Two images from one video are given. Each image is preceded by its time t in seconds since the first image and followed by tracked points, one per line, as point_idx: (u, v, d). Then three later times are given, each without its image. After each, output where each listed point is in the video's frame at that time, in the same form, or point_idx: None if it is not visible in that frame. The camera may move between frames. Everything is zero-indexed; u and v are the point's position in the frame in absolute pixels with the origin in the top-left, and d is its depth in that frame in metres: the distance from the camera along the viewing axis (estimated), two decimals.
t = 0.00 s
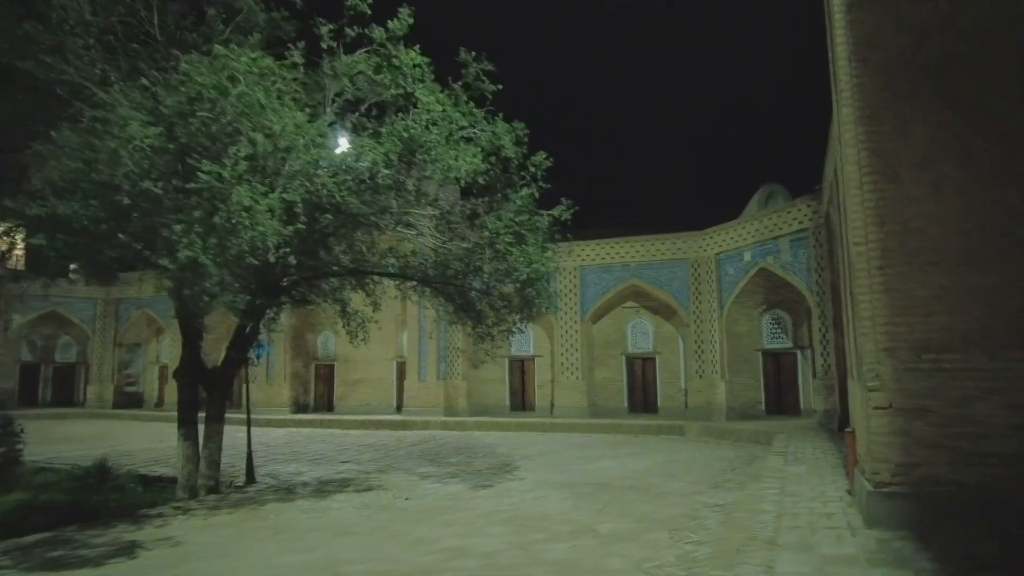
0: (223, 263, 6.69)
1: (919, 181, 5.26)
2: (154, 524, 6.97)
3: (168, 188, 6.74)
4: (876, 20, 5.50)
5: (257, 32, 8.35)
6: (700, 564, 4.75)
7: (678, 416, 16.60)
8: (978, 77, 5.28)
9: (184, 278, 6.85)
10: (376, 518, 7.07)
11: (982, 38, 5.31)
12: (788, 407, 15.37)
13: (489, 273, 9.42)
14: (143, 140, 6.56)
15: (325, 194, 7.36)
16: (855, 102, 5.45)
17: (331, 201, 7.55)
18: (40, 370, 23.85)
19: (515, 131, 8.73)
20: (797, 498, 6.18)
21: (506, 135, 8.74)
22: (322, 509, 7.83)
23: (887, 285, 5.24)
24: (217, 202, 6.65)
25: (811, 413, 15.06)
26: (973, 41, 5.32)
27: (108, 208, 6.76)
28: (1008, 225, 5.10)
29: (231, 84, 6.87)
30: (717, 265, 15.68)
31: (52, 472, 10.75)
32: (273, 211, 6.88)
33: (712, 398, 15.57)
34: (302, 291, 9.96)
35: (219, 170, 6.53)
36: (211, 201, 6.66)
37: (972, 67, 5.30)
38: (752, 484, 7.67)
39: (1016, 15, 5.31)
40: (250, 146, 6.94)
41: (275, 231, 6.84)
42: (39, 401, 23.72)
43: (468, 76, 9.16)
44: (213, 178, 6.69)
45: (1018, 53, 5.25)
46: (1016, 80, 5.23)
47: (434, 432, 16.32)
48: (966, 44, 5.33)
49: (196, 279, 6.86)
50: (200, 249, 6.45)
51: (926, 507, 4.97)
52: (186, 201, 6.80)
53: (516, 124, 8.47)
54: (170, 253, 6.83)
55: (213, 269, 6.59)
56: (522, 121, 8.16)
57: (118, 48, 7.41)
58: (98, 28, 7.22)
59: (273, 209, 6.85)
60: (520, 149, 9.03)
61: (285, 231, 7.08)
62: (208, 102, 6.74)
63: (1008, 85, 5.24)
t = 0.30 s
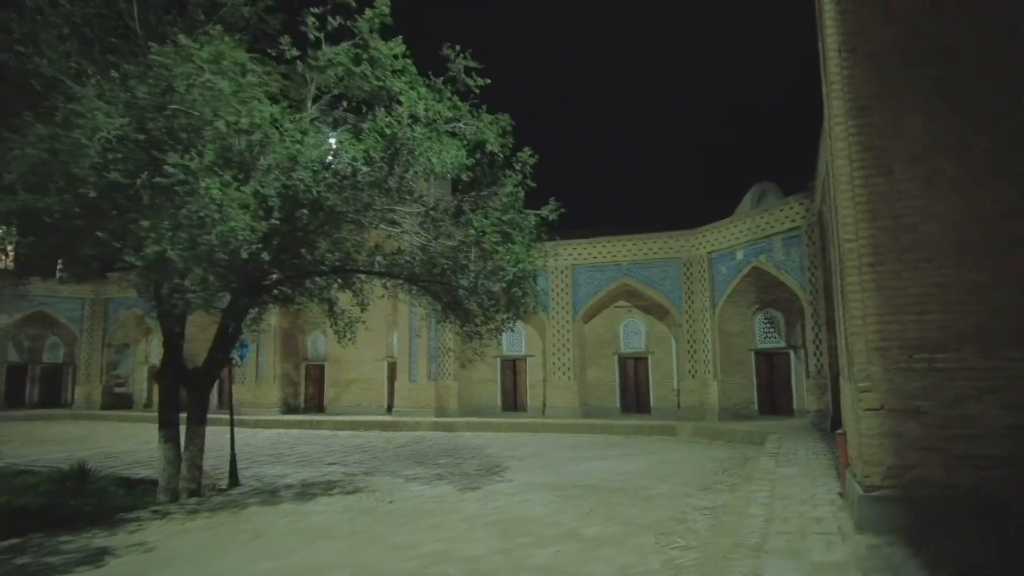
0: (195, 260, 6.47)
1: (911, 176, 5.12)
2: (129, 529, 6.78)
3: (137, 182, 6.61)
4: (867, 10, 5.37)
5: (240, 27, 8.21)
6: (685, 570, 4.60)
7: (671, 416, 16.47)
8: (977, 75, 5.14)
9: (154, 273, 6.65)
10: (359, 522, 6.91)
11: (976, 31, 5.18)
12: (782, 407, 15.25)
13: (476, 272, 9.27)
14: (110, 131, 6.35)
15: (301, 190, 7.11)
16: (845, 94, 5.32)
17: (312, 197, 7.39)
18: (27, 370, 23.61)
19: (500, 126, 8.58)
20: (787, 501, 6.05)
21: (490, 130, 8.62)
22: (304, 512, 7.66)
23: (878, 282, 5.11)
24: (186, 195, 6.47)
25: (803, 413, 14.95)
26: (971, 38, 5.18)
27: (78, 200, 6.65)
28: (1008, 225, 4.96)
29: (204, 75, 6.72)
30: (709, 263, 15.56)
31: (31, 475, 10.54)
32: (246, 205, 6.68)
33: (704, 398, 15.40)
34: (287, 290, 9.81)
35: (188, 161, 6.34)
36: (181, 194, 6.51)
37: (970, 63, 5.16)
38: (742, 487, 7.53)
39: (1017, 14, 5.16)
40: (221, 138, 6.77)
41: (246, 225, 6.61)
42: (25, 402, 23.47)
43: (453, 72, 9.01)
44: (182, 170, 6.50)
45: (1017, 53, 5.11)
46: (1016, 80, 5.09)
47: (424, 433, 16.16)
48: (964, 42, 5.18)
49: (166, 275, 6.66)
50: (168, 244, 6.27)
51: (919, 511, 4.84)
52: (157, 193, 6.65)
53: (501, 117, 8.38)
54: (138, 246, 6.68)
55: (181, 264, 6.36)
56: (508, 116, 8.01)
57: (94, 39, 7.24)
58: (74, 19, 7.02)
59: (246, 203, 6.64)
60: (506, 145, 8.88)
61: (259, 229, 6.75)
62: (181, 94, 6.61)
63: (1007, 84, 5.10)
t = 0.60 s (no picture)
0: (169, 254, 6.44)
1: (912, 169, 4.97)
2: (111, 532, 6.62)
3: (113, 174, 6.42)
4: None
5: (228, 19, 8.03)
6: None
7: (667, 415, 16.34)
8: (975, 75, 4.97)
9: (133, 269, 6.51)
10: (346, 525, 6.76)
11: (978, 21, 5.03)
12: (780, 405, 15.17)
13: (467, 267, 9.12)
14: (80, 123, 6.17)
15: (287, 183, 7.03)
16: (846, 84, 5.16)
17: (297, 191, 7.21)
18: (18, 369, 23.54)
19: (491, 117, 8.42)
20: (784, 503, 5.90)
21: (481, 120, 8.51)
22: (291, 514, 7.51)
23: (878, 278, 4.95)
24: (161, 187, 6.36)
25: (801, 412, 14.82)
26: (971, 37, 5.01)
27: (54, 196, 6.30)
28: (1009, 225, 4.79)
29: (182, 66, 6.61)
30: (706, 261, 15.41)
31: (16, 475, 10.36)
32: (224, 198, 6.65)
33: (701, 397, 15.18)
34: (275, 286, 9.61)
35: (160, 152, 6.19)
36: (159, 186, 6.36)
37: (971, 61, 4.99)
38: (738, 488, 7.39)
39: (1017, 15, 4.99)
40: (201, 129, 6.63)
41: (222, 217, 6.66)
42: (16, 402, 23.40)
43: (445, 65, 8.83)
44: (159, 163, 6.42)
45: (1017, 54, 4.94)
46: (1016, 80, 4.92)
47: (418, 432, 16.00)
48: (962, 40, 5.02)
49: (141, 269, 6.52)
50: (142, 238, 6.18)
51: (921, 515, 4.69)
52: (136, 188, 6.49)
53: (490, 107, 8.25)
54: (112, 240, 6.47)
55: (152, 259, 6.31)
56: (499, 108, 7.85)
57: (76, 30, 7.03)
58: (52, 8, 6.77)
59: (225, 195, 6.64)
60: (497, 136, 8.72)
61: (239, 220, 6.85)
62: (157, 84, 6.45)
63: (1008, 85, 4.93)
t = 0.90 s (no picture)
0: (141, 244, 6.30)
1: (920, 159, 4.77)
2: (90, 534, 6.44)
3: (97, 167, 6.30)
4: None
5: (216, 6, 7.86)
6: None
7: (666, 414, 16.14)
8: (975, 73, 4.78)
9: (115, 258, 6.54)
10: (333, 527, 6.58)
11: (988, 8, 4.83)
12: (780, 405, 14.86)
13: (461, 261, 8.93)
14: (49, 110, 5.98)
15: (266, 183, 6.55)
16: (851, 70, 4.96)
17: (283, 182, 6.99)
18: (12, 366, 23.24)
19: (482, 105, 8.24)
20: (785, 507, 5.71)
21: (475, 112, 8.36)
22: (277, 515, 7.33)
23: (885, 272, 4.76)
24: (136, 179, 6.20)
25: (801, 412, 14.60)
26: (969, 35, 4.82)
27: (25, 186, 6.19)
28: (1009, 223, 4.60)
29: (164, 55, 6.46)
30: (706, 258, 15.22)
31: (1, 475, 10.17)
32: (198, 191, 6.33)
33: (700, 396, 15.14)
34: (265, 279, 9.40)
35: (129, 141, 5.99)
36: (131, 177, 6.12)
37: (972, 58, 4.79)
38: (737, 489, 7.20)
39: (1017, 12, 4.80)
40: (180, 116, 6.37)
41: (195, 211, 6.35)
42: (10, 400, 23.13)
43: (439, 56, 8.63)
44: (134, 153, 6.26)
45: (1017, 53, 4.75)
46: (1016, 79, 4.73)
47: (414, 431, 15.79)
48: (971, 27, 4.82)
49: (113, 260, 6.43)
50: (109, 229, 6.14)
51: (928, 520, 4.50)
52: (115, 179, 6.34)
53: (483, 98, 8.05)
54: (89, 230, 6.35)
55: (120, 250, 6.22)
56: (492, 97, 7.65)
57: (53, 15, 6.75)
58: None
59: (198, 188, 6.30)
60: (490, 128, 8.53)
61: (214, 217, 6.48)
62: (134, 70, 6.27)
63: (1007, 84, 4.74)
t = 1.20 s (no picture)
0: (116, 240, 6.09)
1: (924, 153, 4.60)
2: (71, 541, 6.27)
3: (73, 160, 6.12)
4: None
5: None
6: None
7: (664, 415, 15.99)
8: (979, 67, 4.61)
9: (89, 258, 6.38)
10: (320, 532, 6.41)
11: None
12: (779, 405, 14.77)
13: (454, 258, 8.76)
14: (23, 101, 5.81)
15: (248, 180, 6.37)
16: (854, 60, 4.79)
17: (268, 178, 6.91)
18: (6, 366, 23.06)
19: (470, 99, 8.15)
20: (785, 514, 5.54)
21: (470, 107, 8.22)
22: (265, 520, 7.16)
23: (890, 270, 4.59)
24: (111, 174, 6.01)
25: (801, 412, 14.45)
26: (974, 27, 4.65)
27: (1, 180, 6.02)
28: (1010, 224, 4.43)
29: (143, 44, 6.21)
30: (704, 257, 15.06)
31: None
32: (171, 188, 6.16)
33: (699, 396, 14.92)
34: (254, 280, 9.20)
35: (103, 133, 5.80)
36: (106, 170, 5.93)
37: (973, 52, 4.62)
38: (736, 494, 7.03)
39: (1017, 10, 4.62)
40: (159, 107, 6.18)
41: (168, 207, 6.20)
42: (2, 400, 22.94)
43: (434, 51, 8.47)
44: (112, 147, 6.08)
45: (1017, 53, 4.57)
46: (1017, 79, 4.55)
47: (410, 432, 15.62)
48: (978, 17, 4.65)
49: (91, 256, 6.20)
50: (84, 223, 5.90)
51: (937, 529, 4.32)
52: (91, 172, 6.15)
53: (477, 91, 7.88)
54: (60, 226, 6.17)
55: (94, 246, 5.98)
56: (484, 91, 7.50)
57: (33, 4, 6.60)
58: None
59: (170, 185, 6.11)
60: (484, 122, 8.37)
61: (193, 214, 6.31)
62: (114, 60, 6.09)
63: (1007, 84, 4.56)
